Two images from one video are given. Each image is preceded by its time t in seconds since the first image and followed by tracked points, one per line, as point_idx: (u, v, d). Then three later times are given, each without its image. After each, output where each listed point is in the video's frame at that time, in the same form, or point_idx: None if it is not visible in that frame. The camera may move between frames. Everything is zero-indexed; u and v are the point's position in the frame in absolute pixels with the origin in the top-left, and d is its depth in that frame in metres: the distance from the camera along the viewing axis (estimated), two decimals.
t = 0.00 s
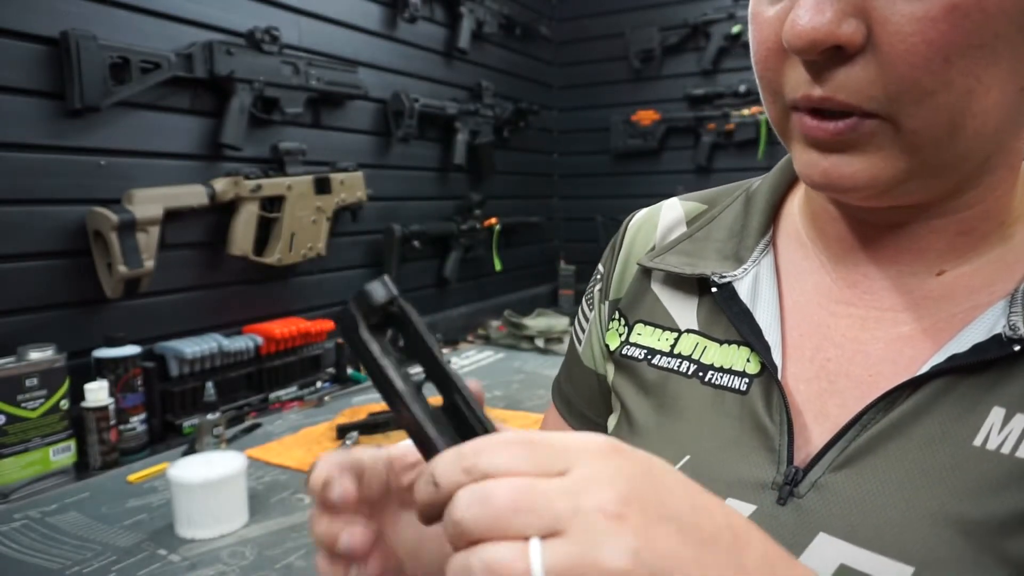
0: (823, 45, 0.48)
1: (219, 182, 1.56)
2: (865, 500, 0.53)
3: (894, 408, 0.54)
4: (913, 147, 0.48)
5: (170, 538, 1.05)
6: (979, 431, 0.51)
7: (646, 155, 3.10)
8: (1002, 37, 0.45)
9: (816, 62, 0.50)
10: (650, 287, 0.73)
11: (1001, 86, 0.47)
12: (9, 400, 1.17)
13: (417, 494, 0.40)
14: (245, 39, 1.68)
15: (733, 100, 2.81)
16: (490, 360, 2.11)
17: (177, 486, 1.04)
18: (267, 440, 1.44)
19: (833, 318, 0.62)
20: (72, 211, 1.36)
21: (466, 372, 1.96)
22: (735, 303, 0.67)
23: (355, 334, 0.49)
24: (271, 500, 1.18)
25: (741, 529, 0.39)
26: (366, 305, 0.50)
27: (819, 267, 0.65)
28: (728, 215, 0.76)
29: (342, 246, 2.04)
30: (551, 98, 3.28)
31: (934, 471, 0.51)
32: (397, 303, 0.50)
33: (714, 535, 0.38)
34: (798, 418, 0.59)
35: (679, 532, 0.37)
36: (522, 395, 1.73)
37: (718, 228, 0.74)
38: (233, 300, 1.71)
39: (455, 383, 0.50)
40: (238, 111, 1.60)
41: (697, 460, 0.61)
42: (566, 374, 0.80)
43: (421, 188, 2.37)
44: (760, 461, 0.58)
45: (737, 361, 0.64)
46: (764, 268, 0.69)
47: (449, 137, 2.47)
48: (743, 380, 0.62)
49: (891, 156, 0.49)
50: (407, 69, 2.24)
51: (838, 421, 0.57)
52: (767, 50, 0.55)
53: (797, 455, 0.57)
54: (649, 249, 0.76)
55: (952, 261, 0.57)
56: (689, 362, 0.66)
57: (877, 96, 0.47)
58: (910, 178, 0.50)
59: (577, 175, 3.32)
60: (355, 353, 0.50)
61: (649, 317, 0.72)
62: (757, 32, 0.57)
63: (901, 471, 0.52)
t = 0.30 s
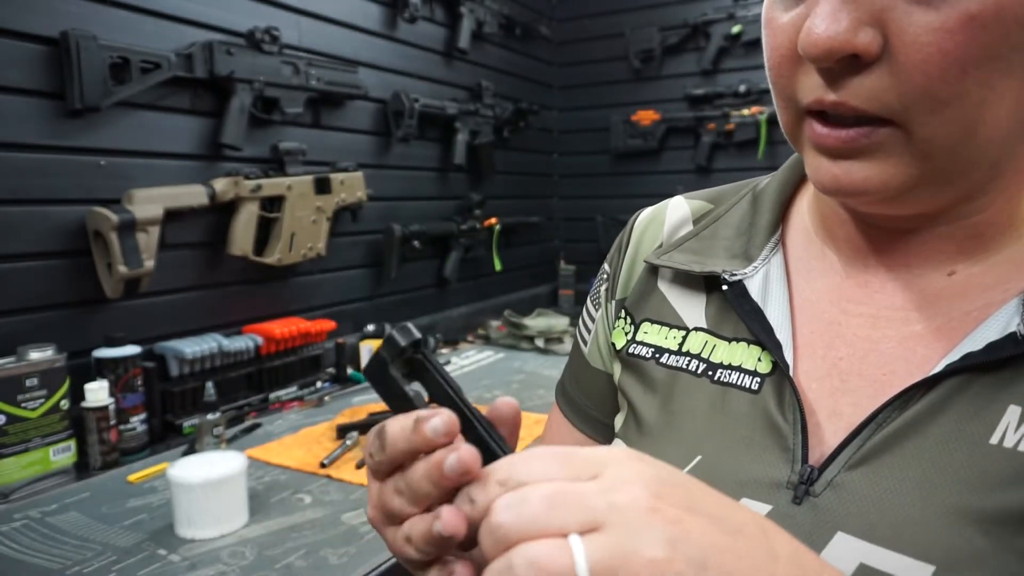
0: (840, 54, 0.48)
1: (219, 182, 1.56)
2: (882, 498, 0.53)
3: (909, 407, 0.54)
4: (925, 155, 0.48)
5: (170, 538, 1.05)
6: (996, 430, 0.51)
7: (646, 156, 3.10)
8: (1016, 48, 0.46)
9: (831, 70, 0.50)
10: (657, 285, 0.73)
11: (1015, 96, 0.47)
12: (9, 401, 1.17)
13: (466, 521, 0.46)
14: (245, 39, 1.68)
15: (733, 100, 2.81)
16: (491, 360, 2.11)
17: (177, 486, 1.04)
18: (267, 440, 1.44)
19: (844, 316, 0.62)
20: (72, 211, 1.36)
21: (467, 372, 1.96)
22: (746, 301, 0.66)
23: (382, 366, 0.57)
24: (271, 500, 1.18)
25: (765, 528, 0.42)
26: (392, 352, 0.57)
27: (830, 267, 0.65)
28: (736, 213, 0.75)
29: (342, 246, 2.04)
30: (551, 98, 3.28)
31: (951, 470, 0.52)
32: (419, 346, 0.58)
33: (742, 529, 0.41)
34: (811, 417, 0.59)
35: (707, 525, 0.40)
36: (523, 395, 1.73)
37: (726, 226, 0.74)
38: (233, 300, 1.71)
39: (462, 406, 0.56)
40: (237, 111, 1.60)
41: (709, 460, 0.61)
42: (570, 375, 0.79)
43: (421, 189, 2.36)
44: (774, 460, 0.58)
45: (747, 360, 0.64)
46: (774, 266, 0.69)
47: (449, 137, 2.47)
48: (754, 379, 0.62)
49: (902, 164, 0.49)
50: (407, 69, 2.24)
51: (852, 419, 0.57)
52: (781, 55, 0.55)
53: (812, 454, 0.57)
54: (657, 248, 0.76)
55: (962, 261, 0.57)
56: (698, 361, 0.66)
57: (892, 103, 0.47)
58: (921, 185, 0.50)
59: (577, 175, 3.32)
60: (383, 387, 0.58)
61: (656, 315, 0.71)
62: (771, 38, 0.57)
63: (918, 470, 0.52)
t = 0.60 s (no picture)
0: (839, 59, 0.48)
1: (219, 182, 1.56)
2: (883, 491, 0.53)
3: (910, 401, 0.54)
4: (922, 161, 0.48)
5: (170, 538, 1.05)
6: (997, 423, 0.51)
7: (646, 156, 3.10)
8: (1014, 57, 0.46)
9: (830, 73, 0.50)
10: (655, 281, 0.73)
11: (1014, 102, 0.47)
12: (9, 401, 1.17)
13: (529, 492, 0.43)
14: (245, 39, 1.68)
15: (733, 100, 2.81)
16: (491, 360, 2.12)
17: (177, 486, 1.04)
18: (267, 440, 1.44)
19: (843, 311, 0.61)
20: (72, 212, 1.36)
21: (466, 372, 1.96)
22: (746, 296, 0.66)
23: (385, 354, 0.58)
24: (271, 499, 1.18)
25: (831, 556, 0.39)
26: (397, 329, 0.57)
27: (829, 262, 0.65)
28: (735, 210, 0.75)
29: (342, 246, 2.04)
30: (551, 98, 3.27)
31: (952, 463, 0.52)
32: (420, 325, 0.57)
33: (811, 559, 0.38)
34: (811, 411, 0.58)
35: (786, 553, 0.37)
36: (522, 394, 1.73)
37: (725, 223, 0.74)
38: (233, 300, 1.71)
39: (469, 389, 0.54)
40: (238, 111, 1.60)
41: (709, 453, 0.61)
42: (570, 372, 0.79)
43: (421, 189, 2.36)
44: (775, 453, 0.58)
45: (747, 354, 0.63)
46: (774, 262, 0.69)
47: (449, 137, 2.47)
48: (754, 373, 0.62)
49: (900, 168, 0.49)
50: (407, 69, 2.24)
51: (852, 413, 0.56)
52: (781, 57, 0.55)
53: (813, 447, 0.57)
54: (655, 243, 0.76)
55: (960, 258, 0.57)
56: (698, 355, 0.66)
57: (890, 109, 0.47)
58: (918, 189, 0.50)
59: (577, 175, 3.32)
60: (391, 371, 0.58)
61: (654, 310, 0.71)
62: (772, 39, 0.56)
63: (919, 464, 0.52)
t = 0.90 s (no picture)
0: (828, 63, 0.48)
1: (219, 182, 1.56)
2: (881, 493, 0.53)
3: (907, 403, 0.54)
4: (910, 163, 0.48)
5: (170, 538, 1.05)
6: (993, 426, 0.51)
7: (646, 155, 3.10)
8: (1001, 60, 0.45)
9: (819, 76, 0.50)
10: (652, 282, 0.72)
11: (1002, 104, 0.47)
12: (10, 400, 1.17)
13: None
14: (245, 39, 1.68)
15: (733, 100, 2.81)
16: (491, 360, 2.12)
17: (177, 486, 1.04)
18: (267, 440, 1.44)
19: (839, 312, 0.61)
20: (72, 212, 1.36)
21: (466, 372, 1.96)
22: (744, 298, 0.66)
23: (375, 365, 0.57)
24: (271, 499, 1.18)
25: None
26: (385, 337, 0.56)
27: (824, 264, 0.65)
28: (732, 211, 0.75)
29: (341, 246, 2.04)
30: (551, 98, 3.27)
31: (949, 465, 0.52)
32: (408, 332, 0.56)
33: None
34: (809, 412, 0.58)
35: None
36: (522, 394, 1.73)
37: (722, 224, 0.74)
38: (232, 300, 1.71)
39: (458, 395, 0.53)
40: (238, 111, 1.60)
41: (708, 455, 0.61)
42: (567, 373, 0.78)
43: (420, 189, 2.36)
44: (774, 455, 0.58)
45: (745, 356, 0.63)
46: (771, 264, 0.68)
47: (449, 137, 2.47)
48: (751, 374, 0.62)
49: (889, 171, 0.49)
50: (407, 69, 2.24)
51: (849, 414, 0.56)
52: (771, 60, 0.55)
53: (811, 448, 0.57)
54: (652, 245, 0.76)
55: (954, 258, 0.57)
56: (696, 358, 0.66)
57: (877, 112, 0.47)
58: (908, 190, 0.50)
59: (577, 175, 3.32)
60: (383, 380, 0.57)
61: (651, 311, 0.71)
62: (762, 42, 0.56)
63: (916, 466, 0.52)
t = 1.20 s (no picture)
0: (828, 61, 0.48)
1: (219, 181, 1.56)
2: (877, 492, 0.53)
3: (903, 402, 0.54)
4: (909, 161, 0.48)
5: (171, 538, 1.05)
6: (986, 426, 0.52)
7: (646, 155, 3.10)
8: (999, 58, 0.45)
9: (818, 75, 0.50)
10: (649, 282, 0.72)
11: (999, 102, 0.47)
12: (9, 400, 1.17)
13: None
14: (245, 39, 1.68)
15: (733, 100, 2.81)
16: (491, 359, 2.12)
17: (177, 486, 1.04)
18: (267, 440, 1.44)
19: (835, 312, 0.61)
20: (72, 212, 1.36)
21: (467, 372, 1.96)
22: (741, 299, 0.66)
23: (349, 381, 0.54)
24: (271, 500, 1.18)
25: None
26: (354, 356, 0.54)
27: (819, 264, 0.65)
28: (728, 211, 0.75)
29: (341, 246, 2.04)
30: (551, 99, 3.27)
31: (943, 466, 0.52)
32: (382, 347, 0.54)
33: None
34: (805, 412, 0.58)
35: None
36: (522, 394, 1.73)
37: (718, 225, 0.74)
38: (232, 300, 1.71)
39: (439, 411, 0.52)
40: (238, 111, 1.60)
41: (705, 455, 0.60)
42: (565, 373, 0.79)
43: (421, 189, 2.36)
44: (771, 455, 0.58)
45: (742, 355, 0.63)
46: (768, 264, 0.68)
47: (449, 137, 2.47)
48: (749, 374, 0.62)
49: (888, 169, 0.49)
50: (407, 70, 2.25)
51: (845, 414, 0.56)
52: (769, 60, 0.55)
53: (807, 448, 0.57)
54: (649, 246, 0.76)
55: (949, 258, 0.57)
56: (693, 358, 0.66)
57: (878, 109, 0.47)
58: (908, 188, 0.50)
59: (577, 175, 3.32)
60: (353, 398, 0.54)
61: (647, 311, 0.71)
62: (761, 41, 0.56)
63: (912, 465, 0.52)
